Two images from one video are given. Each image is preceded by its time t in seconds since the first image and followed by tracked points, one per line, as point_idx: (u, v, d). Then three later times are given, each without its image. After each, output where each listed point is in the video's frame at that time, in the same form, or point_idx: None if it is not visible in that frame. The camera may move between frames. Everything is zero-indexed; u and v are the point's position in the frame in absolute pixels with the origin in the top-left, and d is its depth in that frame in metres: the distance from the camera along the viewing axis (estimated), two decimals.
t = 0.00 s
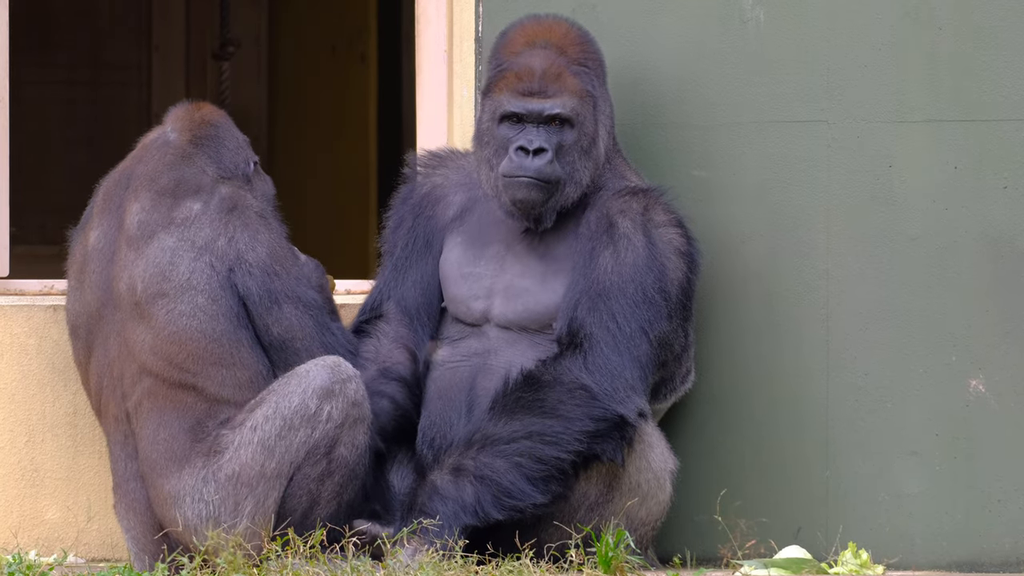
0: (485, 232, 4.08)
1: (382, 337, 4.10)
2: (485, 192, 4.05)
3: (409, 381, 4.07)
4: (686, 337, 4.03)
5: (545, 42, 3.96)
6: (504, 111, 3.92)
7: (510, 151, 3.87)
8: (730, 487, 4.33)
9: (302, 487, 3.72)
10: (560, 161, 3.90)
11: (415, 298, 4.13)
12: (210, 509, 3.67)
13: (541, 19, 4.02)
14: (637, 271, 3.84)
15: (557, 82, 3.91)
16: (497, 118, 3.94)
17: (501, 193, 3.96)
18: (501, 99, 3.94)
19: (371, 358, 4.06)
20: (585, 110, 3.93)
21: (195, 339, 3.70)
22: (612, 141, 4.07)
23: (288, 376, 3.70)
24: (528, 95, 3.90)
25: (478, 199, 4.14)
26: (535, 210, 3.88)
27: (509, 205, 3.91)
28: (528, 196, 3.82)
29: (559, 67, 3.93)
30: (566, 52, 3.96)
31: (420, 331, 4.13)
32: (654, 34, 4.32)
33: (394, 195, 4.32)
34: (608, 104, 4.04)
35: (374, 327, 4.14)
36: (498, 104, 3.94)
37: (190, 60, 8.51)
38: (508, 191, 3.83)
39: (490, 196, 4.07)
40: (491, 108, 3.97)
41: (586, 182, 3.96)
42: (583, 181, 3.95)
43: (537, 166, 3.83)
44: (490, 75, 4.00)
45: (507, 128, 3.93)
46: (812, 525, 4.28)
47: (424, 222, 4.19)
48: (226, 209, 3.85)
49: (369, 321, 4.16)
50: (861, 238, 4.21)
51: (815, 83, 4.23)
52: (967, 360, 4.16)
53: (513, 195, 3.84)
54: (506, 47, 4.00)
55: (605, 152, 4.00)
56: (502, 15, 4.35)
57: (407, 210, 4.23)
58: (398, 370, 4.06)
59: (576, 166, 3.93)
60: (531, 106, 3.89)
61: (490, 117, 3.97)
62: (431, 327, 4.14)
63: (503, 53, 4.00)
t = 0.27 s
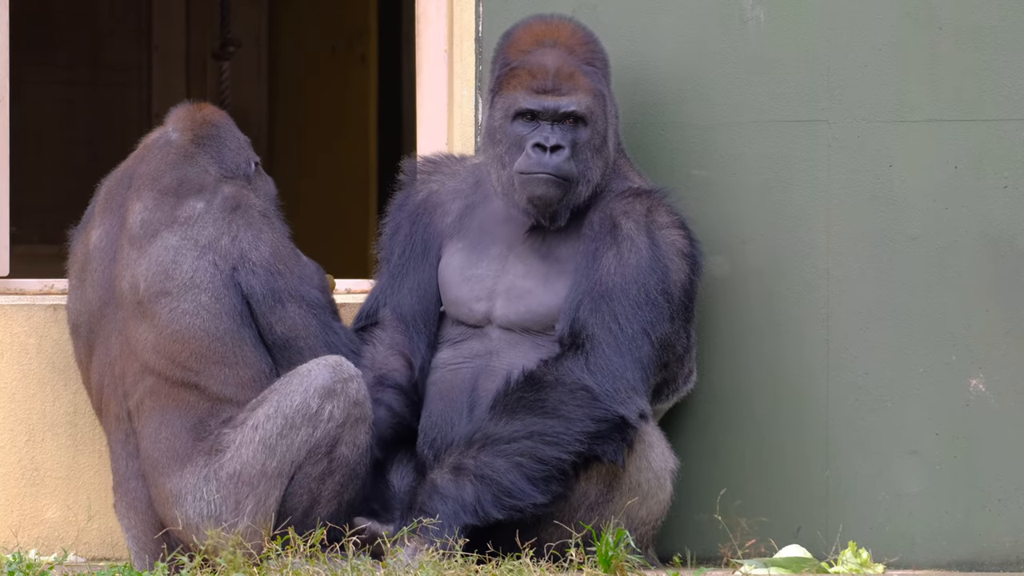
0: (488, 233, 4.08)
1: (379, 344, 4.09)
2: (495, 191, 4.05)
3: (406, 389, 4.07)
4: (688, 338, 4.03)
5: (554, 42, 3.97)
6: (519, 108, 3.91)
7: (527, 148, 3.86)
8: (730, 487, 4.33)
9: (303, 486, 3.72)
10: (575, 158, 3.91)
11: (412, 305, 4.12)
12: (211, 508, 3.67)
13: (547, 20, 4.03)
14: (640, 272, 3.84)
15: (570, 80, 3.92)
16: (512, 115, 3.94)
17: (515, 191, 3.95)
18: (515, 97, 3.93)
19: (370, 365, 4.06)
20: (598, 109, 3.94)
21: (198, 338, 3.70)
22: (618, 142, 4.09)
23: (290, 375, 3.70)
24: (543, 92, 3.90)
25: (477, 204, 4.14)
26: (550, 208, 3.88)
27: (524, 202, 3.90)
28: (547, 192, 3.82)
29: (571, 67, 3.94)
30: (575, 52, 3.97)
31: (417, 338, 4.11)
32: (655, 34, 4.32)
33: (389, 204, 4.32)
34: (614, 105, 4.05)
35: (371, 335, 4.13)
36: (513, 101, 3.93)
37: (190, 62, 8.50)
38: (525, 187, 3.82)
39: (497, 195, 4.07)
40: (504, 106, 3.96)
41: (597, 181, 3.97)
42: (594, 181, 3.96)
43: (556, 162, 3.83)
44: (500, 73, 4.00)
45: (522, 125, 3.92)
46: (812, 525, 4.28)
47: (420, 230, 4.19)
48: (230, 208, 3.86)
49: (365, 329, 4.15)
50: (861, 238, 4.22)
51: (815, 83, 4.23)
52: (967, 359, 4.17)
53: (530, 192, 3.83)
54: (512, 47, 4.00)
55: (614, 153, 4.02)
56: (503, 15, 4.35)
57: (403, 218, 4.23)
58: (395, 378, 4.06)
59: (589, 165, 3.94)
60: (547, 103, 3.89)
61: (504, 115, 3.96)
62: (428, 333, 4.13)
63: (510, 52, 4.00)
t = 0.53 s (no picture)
0: (486, 233, 4.09)
1: (382, 347, 4.08)
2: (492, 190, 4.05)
3: (410, 391, 4.07)
4: (687, 337, 4.03)
5: (552, 41, 3.97)
6: (517, 106, 3.91)
7: (524, 145, 3.86)
8: (730, 487, 4.33)
9: (304, 486, 3.72)
10: (572, 156, 3.90)
11: (416, 307, 4.12)
12: (212, 508, 3.67)
13: (547, 18, 4.03)
14: (638, 271, 3.84)
15: (568, 78, 3.91)
16: (509, 114, 3.93)
17: (512, 189, 3.95)
18: (513, 95, 3.93)
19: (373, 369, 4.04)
20: (596, 107, 3.94)
21: (199, 337, 3.70)
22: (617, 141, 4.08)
23: (291, 375, 3.70)
24: (541, 90, 3.90)
25: (477, 205, 4.14)
26: (548, 205, 3.88)
27: (521, 200, 3.90)
28: (544, 189, 3.82)
29: (570, 65, 3.93)
30: (573, 50, 3.97)
31: (421, 341, 4.11)
32: (655, 33, 4.32)
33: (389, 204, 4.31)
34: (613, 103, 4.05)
35: (374, 337, 4.11)
36: (511, 99, 3.93)
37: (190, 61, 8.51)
38: (522, 185, 3.83)
39: (496, 194, 4.07)
40: (502, 104, 3.96)
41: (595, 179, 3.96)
42: (592, 179, 3.95)
43: (553, 159, 3.83)
44: (498, 72, 4.00)
45: (520, 123, 3.92)
46: (812, 525, 4.28)
47: (422, 231, 4.18)
48: (231, 207, 3.86)
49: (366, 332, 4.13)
50: (861, 238, 4.21)
51: (815, 82, 4.23)
52: (967, 359, 4.16)
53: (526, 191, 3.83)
54: (511, 46, 4.00)
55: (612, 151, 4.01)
56: (503, 15, 4.35)
57: (404, 219, 4.23)
58: (399, 381, 4.06)
59: (587, 162, 3.93)
60: (545, 100, 3.88)
61: (502, 112, 3.96)
62: (432, 335, 4.13)
63: (509, 51, 4.00)
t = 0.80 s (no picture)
0: (485, 227, 4.08)
1: (389, 325, 4.10)
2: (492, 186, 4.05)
3: (414, 371, 4.07)
4: (686, 337, 4.03)
5: (556, 40, 3.97)
6: (515, 104, 3.92)
7: (520, 143, 3.88)
8: (730, 487, 4.33)
9: (305, 487, 3.72)
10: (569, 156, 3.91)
11: (425, 285, 4.12)
12: (213, 508, 3.67)
13: (552, 18, 4.03)
14: (636, 269, 3.84)
15: (567, 77, 3.91)
16: (508, 111, 3.94)
17: (508, 186, 3.95)
18: (511, 93, 3.94)
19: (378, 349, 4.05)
20: (596, 107, 3.94)
21: (200, 338, 3.70)
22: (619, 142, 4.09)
23: (292, 376, 3.70)
24: (538, 88, 3.90)
25: (486, 189, 4.15)
26: (542, 204, 3.88)
27: (515, 197, 3.91)
28: (537, 188, 3.82)
29: (570, 65, 3.94)
30: (576, 50, 3.97)
31: (428, 320, 4.11)
32: (655, 33, 4.32)
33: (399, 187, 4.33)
34: (615, 103, 4.05)
35: (380, 314, 4.13)
36: (509, 97, 3.94)
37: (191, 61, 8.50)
38: (516, 182, 3.84)
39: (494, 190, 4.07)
40: (501, 102, 3.97)
41: (593, 179, 3.96)
42: (589, 178, 3.96)
43: (547, 158, 3.84)
44: (500, 69, 4.01)
45: (517, 121, 3.93)
46: (812, 525, 4.28)
47: (433, 211, 4.20)
48: (233, 208, 3.86)
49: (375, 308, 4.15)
50: (861, 238, 4.22)
51: (815, 83, 4.23)
52: (967, 359, 4.17)
53: (522, 190, 3.84)
54: (515, 44, 4.00)
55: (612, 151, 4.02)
56: (503, 15, 4.35)
57: (416, 198, 4.24)
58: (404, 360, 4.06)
59: (584, 162, 3.94)
60: (542, 99, 3.89)
61: (500, 110, 3.97)
62: (439, 315, 4.13)
63: (513, 49, 4.01)
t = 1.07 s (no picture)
0: (490, 228, 4.08)
1: (387, 334, 4.10)
2: (502, 187, 4.05)
3: (413, 379, 4.09)
4: (688, 337, 4.02)
5: (565, 41, 3.97)
6: (530, 104, 3.91)
7: (537, 144, 3.87)
8: (730, 486, 4.33)
9: (304, 486, 3.72)
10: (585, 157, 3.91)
11: (422, 294, 4.14)
12: (212, 508, 3.67)
13: (559, 18, 4.03)
14: (639, 269, 3.85)
15: (582, 78, 3.91)
16: (523, 111, 3.93)
17: (523, 187, 3.95)
18: (526, 93, 3.93)
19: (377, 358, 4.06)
20: (609, 108, 3.95)
21: (201, 338, 3.70)
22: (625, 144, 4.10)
23: (292, 375, 3.70)
24: (554, 89, 3.90)
25: (486, 194, 4.15)
26: (559, 205, 3.88)
27: (532, 199, 3.90)
28: (557, 189, 3.82)
29: (583, 66, 3.94)
30: (585, 51, 3.97)
31: (426, 328, 4.13)
32: (655, 33, 4.32)
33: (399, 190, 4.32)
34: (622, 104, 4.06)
35: (378, 323, 4.13)
36: (524, 97, 3.93)
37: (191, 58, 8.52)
38: (535, 183, 3.82)
39: (503, 189, 4.08)
40: (514, 102, 3.96)
41: (605, 180, 3.97)
42: (602, 179, 3.96)
43: (566, 159, 3.83)
44: (510, 69, 3.99)
45: (533, 122, 3.92)
46: (812, 525, 4.28)
47: (429, 219, 4.19)
48: (234, 208, 3.86)
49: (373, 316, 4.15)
50: (861, 238, 4.22)
51: (815, 82, 4.23)
52: (968, 359, 4.17)
53: (540, 191, 3.83)
54: (524, 44, 4.00)
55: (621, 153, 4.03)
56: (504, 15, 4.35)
57: (411, 205, 4.23)
58: (404, 369, 4.08)
59: (598, 163, 3.94)
60: (559, 100, 3.89)
61: (513, 111, 3.96)
62: (437, 323, 4.14)
63: (521, 49, 4.00)
